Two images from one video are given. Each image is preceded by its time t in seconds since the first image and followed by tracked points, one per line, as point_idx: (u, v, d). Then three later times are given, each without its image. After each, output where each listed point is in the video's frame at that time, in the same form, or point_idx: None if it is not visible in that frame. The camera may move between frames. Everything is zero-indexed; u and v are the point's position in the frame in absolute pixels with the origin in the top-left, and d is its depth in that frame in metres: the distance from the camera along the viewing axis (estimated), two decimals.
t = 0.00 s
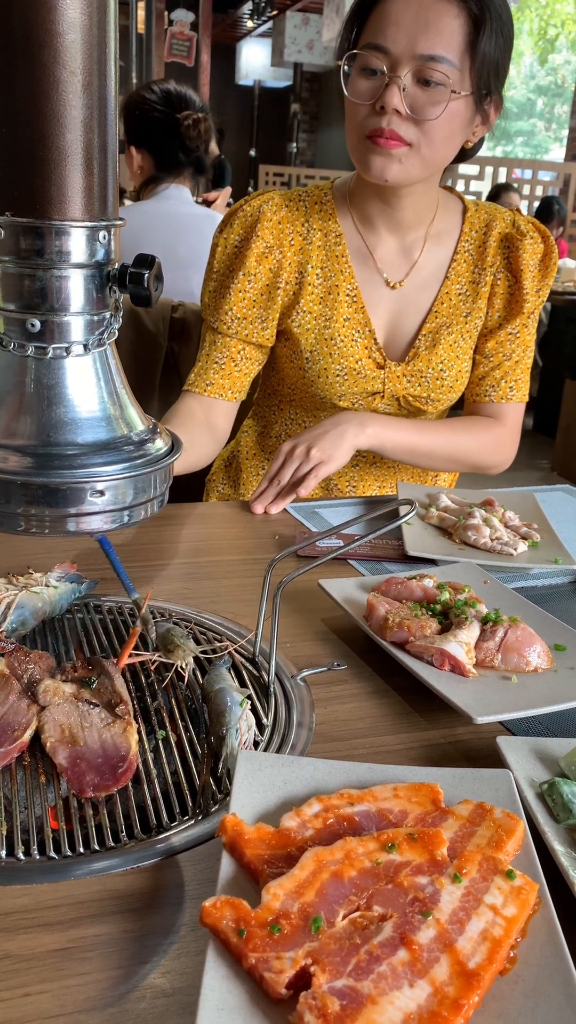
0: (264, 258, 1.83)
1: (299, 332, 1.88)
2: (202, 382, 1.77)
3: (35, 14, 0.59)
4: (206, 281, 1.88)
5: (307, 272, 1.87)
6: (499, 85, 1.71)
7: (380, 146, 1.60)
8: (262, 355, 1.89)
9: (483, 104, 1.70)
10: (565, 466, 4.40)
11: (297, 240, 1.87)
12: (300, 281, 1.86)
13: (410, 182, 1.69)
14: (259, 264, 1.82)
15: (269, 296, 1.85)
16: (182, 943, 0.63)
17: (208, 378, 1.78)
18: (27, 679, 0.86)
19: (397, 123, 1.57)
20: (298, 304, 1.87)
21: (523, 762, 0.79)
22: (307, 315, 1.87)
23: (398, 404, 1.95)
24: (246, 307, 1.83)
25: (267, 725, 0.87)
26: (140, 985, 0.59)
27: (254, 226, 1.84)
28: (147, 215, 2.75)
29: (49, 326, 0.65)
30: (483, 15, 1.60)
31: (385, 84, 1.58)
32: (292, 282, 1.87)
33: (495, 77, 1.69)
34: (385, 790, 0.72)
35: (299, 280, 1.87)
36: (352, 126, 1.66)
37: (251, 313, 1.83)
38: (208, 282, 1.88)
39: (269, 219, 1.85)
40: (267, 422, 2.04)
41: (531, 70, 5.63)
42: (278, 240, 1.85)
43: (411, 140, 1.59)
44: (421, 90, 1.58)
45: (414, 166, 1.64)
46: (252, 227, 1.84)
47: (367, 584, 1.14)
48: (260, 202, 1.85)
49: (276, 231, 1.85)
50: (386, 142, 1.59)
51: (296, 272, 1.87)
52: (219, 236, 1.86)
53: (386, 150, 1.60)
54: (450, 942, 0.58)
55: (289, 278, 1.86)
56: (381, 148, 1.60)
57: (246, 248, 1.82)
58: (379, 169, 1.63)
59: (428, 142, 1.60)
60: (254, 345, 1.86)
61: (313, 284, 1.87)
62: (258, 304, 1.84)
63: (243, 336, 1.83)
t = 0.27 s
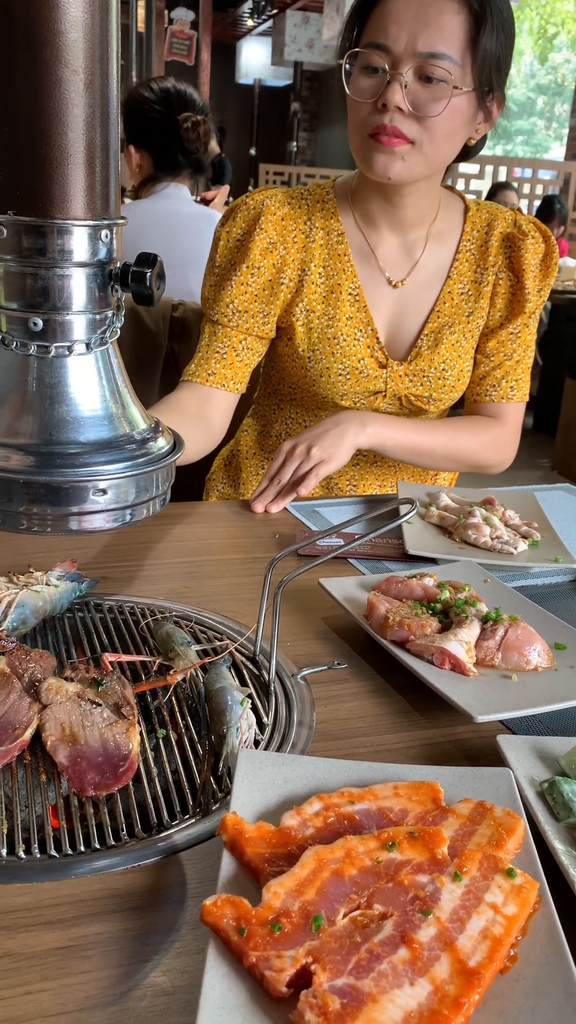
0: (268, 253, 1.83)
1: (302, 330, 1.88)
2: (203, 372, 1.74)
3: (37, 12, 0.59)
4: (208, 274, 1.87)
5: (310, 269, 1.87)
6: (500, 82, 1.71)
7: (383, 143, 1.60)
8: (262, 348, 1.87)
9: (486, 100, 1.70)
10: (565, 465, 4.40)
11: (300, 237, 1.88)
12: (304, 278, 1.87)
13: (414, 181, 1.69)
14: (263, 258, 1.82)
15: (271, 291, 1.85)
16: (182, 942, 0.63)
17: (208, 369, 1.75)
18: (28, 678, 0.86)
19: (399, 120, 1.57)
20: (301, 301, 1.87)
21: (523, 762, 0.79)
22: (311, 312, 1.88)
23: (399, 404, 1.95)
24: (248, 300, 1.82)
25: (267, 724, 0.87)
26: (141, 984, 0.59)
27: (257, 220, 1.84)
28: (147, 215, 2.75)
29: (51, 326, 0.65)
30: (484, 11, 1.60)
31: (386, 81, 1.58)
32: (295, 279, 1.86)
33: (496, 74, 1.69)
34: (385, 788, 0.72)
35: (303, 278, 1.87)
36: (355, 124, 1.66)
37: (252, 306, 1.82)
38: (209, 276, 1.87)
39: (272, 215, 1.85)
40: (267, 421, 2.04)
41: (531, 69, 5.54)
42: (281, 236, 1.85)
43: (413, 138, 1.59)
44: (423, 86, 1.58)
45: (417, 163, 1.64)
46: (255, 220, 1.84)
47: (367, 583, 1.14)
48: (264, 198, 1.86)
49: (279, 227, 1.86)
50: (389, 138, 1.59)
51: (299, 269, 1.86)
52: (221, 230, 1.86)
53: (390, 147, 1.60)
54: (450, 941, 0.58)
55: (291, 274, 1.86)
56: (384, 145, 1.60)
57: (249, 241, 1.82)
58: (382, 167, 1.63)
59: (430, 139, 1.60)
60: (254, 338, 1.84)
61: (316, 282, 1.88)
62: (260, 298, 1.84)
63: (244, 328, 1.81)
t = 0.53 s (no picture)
0: (265, 248, 1.83)
1: (301, 326, 1.88)
2: (200, 368, 1.75)
3: (37, 11, 0.59)
4: (205, 270, 1.87)
5: (309, 266, 1.87)
6: (501, 82, 1.71)
7: (382, 145, 1.60)
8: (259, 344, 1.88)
9: (486, 100, 1.69)
10: (565, 464, 4.39)
11: (299, 234, 1.87)
12: (302, 275, 1.86)
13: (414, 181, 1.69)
14: (261, 254, 1.82)
15: (268, 287, 1.85)
16: (183, 942, 0.63)
17: (205, 365, 1.77)
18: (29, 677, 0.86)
19: (397, 121, 1.57)
20: (300, 297, 1.86)
21: (524, 761, 0.79)
22: (309, 309, 1.87)
23: (397, 403, 1.95)
24: (245, 296, 1.82)
25: (268, 723, 0.87)
26: (141, 983, 0.59)
27: (256, 216, 1.84)
28: (148, 214, 2.75)
29: (51, 324, 0.65)
30: (483, 11, 1.60)
31: (385, 82, 1.58)
32: (292, 275, 1.86)
33: (496, 73, 1.69)
34: (386, 788, 0.72)
35: (301, 275, 1.86)
36: (355, 125, 1.66)
37: (248, 303, 1.82)
38: (207, 271, 1.87)
39: (272, 212, 1.85)
40: (266, 420, 2.04)
41: (531, 69, 5.63)
42: (280, 233, 1.85)
43: (412, 139, 1.59)
44: (422, 86, 1.57)
45: (416, 164, 1.64)
46: (254, 216, 1.84)
47: (368, 583, 1.14)
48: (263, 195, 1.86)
49: (279, 223, 1.85)
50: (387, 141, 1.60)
51: (297, 266, 1.86)
52: (221, 225, 1.86)
53: (388, 149, 1.60)
54: (451, 940, 0.58)
55: (289, 271, 1.86)
56: (383, 146, 1.60)
57: (247, 237, 1.82)
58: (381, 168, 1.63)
59: (429, 140, 1.60)
60: (251, 334, 1.85)
61: (315, 279, 1.87)
62: (257, 295, 1.84)
63: (240, 325, 1.82)
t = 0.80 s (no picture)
0: (269, 250, 1.83)
1: (304, 324, 1.87)
2: (222, 379, 1.77)
3: (37, 10, 0.60)
4: (213, 276, 1.87)
5: (313, 266, 1.87)
6: (500, 81, 1.71)
7: (381, 147, 1.61)
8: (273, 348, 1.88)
9: (485, 99, 1.69)
10: (566, 464, 4.39)
11: (302, 233, 1.87)
12: (306, 274, 1.86)
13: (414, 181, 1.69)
14: (265, 256, 1.83)
15: (277, 290, 1.85)
16: (183, 941, 0.63)
17: (227, 374, 1.78)
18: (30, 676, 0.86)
19: (396, 122, 1.57)
20: (303, 296, 1.86)
21: (525, 761, 0.79)
22: (311, 308, 1.87)
23: (400, 402, 1.95)
24: (256, 301, 1.83)
25: (269, 723, 0.87)
26: (142, 983, 0.59)
27: (261, 218, 1.84)
28: (149, 213, 2.75)
29: (51, 324, 0.65)
30: (480, 10, 1.60)
31: (383, 84, 1.58)
32: (296, 274, 1.86)
33: (495, 72, 1.68)
34: (386, 787, 0.72)
35: (305, 274, 1.86)
36: (354, 126, 1.67)
37: (260, 307, 1.83)
38: (214, 276, 1.88)
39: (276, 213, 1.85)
40: (268, 419, 2.04)
41: (532, 68, 5.63)
42: (284, 233, 1.85)
43: (411, 140, 1.60)
44: (420, 88, 1.57)
45: (415, 165, 1.64)
46: (259, 219, 1.85)
47: (368, 582, 1.14)
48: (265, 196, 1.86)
49: (282, 223, 1.86)
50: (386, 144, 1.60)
51: (301, 265, 1.86)
52: (226, 229, 1.87)
53: (387, 150, 1.60)
54: (452, 940, 0.58)
55: (294, 271, 1.85)
56: (382, 148, 1.60)
57: (252, 240, 1.83)
58: (380, 170, 1.64)
59: (428, 141, 1.60)
60: (265, 340, 1.85)
61: (318, 277, 1.87)
62: (266, 298, 1.84)
63: (254, 331, 1.82)
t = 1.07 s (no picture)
0: (272, 253, 1.84)
1: (307, 326, 1.87)
2: (225, 382, 1.79)
3: (38, 11, 0.60)
4: (217, 277, 1.89)
5: (316, 267, 1.86)
6: (505, 83, 1.71)
7: (384, 150, 1.61)
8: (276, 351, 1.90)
9: (490, 101, 1.69)
10: (566, 464, 4.39)
11: (306, 235, 1.87)
12: (310, 276, 1.86)
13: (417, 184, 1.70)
14: (268, 259, 1.83)
15: (279, 292, 1.86)
16: (184, 942, 0.63)
17: (230, 377, 1.80)
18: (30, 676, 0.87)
19: (399, 125, 1.57)
20: (307, 297, 1.86)
21: (525, 762, 0.79)
22: (315, 310, 1.87)
23: (403, 404, 1.95)
24: (259, 304, 1.84)
25: (269, 723, 0.87)
26: (142, 984, 0.59)
27: (264, 221, 1.85)
28: (150, 213, 2.75)
29: (52, 325, 0.65)
30: (485, 13, 1.60)
31: (387, 86, 1.58)
32: (300, 276, 1.86)
33: (500, 74, 1.68)
34: (387, 788, 0.72)
35: (308, 275, 1.86)
36: (359, 129, 1.67)
37: (262, 310, 1.84)
38: (219, 278, 1.89)
39: (279, 215, 1.85)
40: (271, 420, 2.04)
41: (533, 68, 5.62)
42: (287, 235, 1.86)
43: (415, 143, 1.60)
44: (424, 90, 1.57)
45: (419, 168, 1.64)
46: (263, 222, 1.85)
47: (369, 582, 1.13)
48: (268, 199, 1.87)
49: (285, 225, 1.86)
50: (389, 147, 1.61)
51: (305, 267, 1.86)
52: (231, 233, 1.89)
53: (390, 153, 1.61)
54: (453, 940, 0.58)
55: (296, 272, 1.86)
56: (385, 151, 1.61)
57: (256, 244, 1.84)
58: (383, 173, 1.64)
59: (431, 143, 1.60)
60: (268, 342, 1.86)
61: (322, 279, 1.87)
62: (269, 300, 1.85)
63: (256, 333, 1.84)
